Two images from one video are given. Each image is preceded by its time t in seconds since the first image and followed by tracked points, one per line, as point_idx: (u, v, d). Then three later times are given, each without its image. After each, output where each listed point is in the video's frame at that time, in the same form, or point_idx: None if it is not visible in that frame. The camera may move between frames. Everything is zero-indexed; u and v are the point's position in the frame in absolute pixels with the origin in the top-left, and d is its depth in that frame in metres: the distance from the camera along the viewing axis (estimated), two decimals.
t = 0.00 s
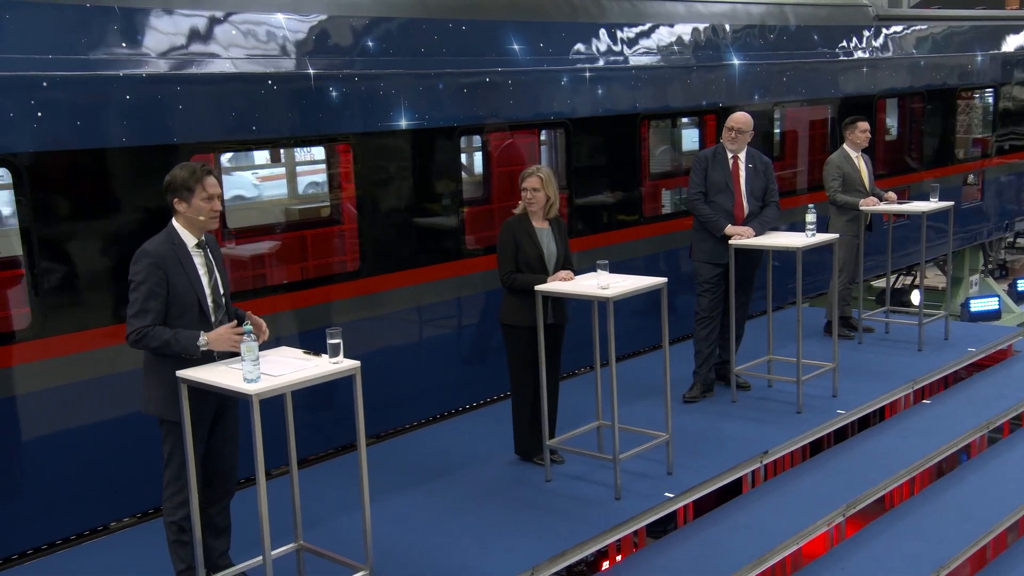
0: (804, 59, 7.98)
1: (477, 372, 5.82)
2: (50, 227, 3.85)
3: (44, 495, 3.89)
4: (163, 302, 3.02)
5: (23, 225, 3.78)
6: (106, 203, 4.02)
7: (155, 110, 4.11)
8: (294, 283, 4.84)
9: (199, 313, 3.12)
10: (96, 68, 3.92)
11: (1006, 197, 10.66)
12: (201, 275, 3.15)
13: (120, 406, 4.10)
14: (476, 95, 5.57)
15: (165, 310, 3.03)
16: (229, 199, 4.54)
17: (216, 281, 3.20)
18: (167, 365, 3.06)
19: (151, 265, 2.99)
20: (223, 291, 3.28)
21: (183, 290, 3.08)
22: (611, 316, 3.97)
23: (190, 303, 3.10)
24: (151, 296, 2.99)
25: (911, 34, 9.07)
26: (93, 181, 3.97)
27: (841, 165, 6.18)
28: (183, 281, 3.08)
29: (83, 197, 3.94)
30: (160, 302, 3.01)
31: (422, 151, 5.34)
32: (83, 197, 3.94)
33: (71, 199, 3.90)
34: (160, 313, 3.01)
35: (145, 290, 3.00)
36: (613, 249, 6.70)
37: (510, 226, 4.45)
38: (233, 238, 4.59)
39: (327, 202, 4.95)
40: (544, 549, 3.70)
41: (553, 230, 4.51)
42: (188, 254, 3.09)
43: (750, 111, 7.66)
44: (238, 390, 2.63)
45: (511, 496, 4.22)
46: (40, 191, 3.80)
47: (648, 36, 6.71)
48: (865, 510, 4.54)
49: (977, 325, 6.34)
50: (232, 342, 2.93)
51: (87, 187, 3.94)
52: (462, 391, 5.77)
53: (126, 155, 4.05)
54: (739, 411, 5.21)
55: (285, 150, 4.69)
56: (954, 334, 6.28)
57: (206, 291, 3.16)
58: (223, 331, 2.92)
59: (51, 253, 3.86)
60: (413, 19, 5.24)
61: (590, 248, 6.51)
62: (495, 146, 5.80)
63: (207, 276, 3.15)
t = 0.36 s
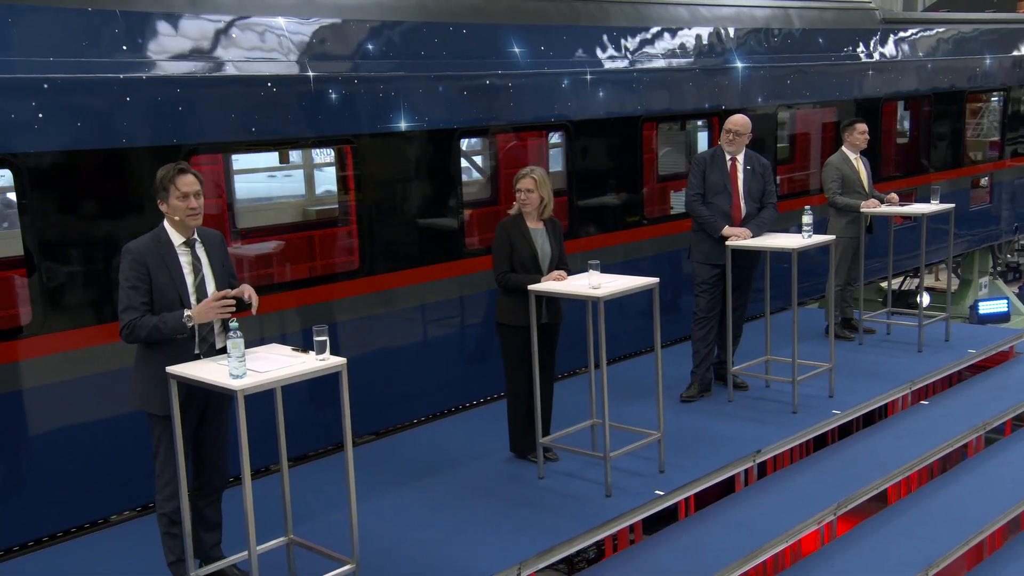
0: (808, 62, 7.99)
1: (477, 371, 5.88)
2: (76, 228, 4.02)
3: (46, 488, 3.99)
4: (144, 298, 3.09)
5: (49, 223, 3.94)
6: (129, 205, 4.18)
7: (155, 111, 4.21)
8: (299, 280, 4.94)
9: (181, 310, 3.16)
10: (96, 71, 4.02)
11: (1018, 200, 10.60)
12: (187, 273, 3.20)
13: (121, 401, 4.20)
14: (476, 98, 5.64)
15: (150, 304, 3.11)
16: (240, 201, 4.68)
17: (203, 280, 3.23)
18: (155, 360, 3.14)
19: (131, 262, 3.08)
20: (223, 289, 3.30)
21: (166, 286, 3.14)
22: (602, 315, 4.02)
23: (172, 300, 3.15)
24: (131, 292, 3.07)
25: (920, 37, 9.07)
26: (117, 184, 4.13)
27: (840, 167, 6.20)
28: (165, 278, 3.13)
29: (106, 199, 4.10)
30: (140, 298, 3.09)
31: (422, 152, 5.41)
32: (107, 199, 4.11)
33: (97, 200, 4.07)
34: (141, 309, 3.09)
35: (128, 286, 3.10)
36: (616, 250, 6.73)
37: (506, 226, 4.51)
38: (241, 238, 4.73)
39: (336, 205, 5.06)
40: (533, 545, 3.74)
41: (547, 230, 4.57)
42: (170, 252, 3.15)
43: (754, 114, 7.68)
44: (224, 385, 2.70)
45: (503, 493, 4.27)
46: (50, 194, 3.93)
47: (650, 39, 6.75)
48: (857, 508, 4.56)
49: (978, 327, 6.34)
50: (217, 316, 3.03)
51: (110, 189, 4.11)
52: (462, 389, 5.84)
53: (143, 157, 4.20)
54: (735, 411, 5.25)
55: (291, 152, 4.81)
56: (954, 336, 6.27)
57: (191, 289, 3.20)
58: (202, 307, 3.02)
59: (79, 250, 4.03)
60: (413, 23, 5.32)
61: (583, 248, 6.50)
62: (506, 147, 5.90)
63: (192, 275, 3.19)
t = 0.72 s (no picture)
0: (810, 66, 8.03)
1: (476, 370, 5.97)
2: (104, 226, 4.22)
3: (50, 480, 4.12)
4: (131, 295, 3.19)
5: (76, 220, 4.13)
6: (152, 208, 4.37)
7: (157, 115, 4.33)
8: (304, 280, 5.07)
9: (168, 307, 3.25)
10: (97, 74, 4.13)
11: None
12: (177, 273, 3.29)
13: (122, 398, 4.32)
14: (475, 102, 5.73)
15: (135, 302, 3.21)
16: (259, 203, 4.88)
17: (194, 278, 3.31)
18: (146, 356, 3.25)
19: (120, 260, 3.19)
20: (216, 288, 3.37)
21: (154, 285, 3.24)
22: (593, 315, 4.10)
23: (160, 298, 3.24)
24: (119, 289, 3.18)
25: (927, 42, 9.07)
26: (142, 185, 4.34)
27: (836, 170, 6.31)
28: (153, 277, 3.23)
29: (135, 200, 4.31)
30: (128, 295, 3.19)
31: (422, 155, 5.51)
32: (131, 200, 4.30)
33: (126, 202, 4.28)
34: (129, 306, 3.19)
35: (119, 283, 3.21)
36: (618, 251, 6.80)
37: (500, 228, 4.59)
38: (255, 238, 4.90)
39: (345, 208, 5.23)
40: (521, 540, 3.82)
41: (542, 232, 4.65)
42: (160, 251, 3.24)
43: (756, 118, 7.73)
44: (212, 381, 2.79)
45: (495, 489, 4.36)
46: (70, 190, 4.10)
47: (651, 44, 6.81)
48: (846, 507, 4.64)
49: (976, 329, 6.37)
50: (192, 333, 3.10)
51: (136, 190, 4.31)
52: (462, 387, 5.92)
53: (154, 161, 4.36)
54: (729, 411, 5.31)
55: (302, 154, 4.99)
56: (953, 338, 6.31)
57: (180, 288, 3.29)
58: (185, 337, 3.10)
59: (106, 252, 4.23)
60: (413, 29, 5.41)
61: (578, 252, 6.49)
62: (510, 150, 6.03)
63: (181, 274, 3.28)
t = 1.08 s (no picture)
0: (811, 71, 8.07)
1: (475, 369, 6.06)
2: (123, 228, 4.41)
3: (54, 472, 4.25)
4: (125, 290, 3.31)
5: (95, 218, 4.30)
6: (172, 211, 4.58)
7: (159, 118, 4.47)
8: (307, 279, 5.18)
9: (162, 306, 3.37)
10: (101, 79, 4.27)
11: None
12: (173, 274, 3.41)
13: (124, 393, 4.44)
14: (475, 106, 5.83)
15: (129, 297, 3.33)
16: (276, 204, 5.05)
17: (189, 278, 3.42)
18: (141, 353, 3.38)
19: (118, 260, 3.31)
20: (211, 288, 3.49)
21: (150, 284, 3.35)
22: (583, 315, 4.18)
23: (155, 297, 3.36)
24: (115, 287, 3.30)
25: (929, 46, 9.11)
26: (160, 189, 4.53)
27: (831, 175, 6.54)
28: (148, 276, 3.35)
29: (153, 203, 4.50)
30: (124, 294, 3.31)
31: (423, 158, 5.61)
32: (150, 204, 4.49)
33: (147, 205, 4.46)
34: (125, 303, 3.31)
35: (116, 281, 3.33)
36: (618, 253, 6.87)
37: (494, 229, 4.69)
38: (272, 237, 5.06)
39: (350, 211, 5.33)
40: (508, 534, 3.91)
41: (535, 233, 4.73)
42: (156, 251, 3.37)
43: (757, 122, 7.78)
44: (201, 378, 2.89)
45: (488, 485, 4.45)
46: (93, 192, 4.28)
47: (651, 49, 6.89)
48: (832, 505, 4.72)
49: (971, 330, 6.43)
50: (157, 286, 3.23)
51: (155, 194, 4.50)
52: (460, 386, 6.02)
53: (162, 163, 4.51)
54: (722, 410, 5.38)
55: (309, 158, 5.10)
56: (948, 339, 6.36)
57: (176, 287, 3.40)
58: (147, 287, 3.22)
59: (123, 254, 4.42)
60: (413, 35, 5.51)
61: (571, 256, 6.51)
62: (514, 153, 6.12)
63: (177, 275, 3.39)
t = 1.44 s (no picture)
0: (812, 75, 8.11)
1: (473, 368, 6.16)
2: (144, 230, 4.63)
3: (59, 466, 4.41)
4: (126, 292, 3.41)
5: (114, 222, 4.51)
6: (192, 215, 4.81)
7: (160, 122, 4.58)
8: (310, 279, 5.30)
9: (161, 305, 3.48)
10: (100, 83, 4.38)
11: None
12: (170, 273, 3.51)
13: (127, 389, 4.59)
14: (474, 109, 5.91)
15: (129, 299, 3.43)
16: (292, 206, 5.21)
17: (186, 277, 3.53)
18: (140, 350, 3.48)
19: (117, 261, 3.42)
20: (207, 286, 3.60)
21: (147, 284, 3.46)
22: (572, 314, 4.27)
23: (154, 296, 3.47)
24: (116, 287, 3.40)
25: (931, 50, 9.14)
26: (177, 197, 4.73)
27: (826, 179, 6.69)
28: (147, 276, 3.45)
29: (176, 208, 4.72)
30: (124, 293, 3.41)
31: (420, 160, 5.71)
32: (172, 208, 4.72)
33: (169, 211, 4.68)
34: (125, 303, 3.42)
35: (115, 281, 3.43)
36: (617, 254, 6.94)
37: (487, 230, 4.78)
38: (287, 237, 5.22)
39: (350, 214, 5.45)
40: (496, 529, 3.99)
41: (528, 234, 4.82)
42: (154, 251, 3.47)
43: (756, 126, 7.83)
44: (190, 373, 3.00)
45: (480, 481, 4.55)
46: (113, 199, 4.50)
47: (650, 53, 6.96)
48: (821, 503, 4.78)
49: (967, 331, 6.48)
50: (172, 336, 3.29)
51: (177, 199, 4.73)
52: (459, 384, 6.12)
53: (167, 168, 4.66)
54: (716, 408, 5.45)
55: (317, 159, 5.26)
56: (943, 340, 6.41)
57: (173, 286, 3.51)
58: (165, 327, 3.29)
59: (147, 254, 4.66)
60: (412, 40, 5.61)
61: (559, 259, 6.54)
62: (518, 155, 6.24)
63: (174, 273, 3.50)
